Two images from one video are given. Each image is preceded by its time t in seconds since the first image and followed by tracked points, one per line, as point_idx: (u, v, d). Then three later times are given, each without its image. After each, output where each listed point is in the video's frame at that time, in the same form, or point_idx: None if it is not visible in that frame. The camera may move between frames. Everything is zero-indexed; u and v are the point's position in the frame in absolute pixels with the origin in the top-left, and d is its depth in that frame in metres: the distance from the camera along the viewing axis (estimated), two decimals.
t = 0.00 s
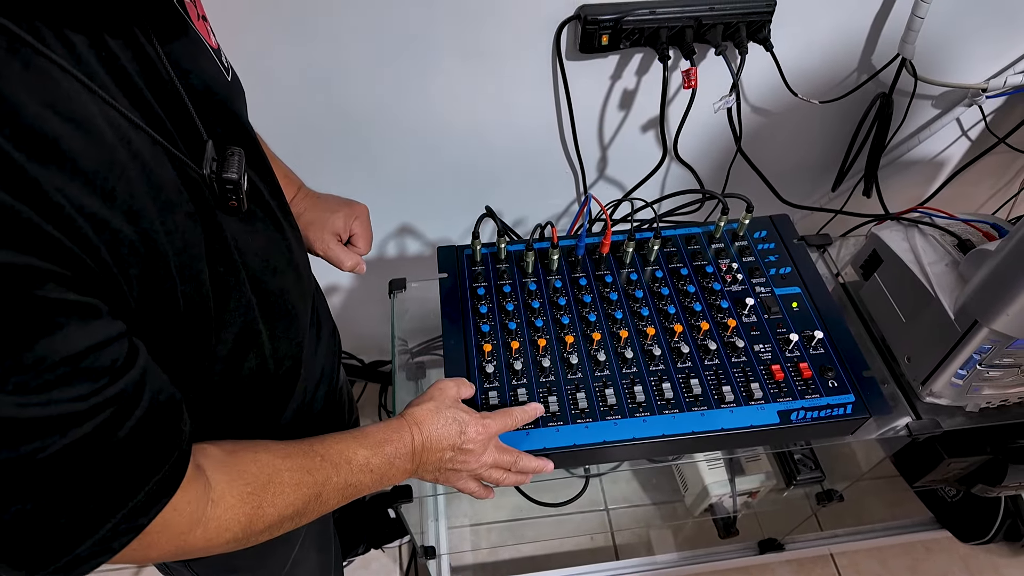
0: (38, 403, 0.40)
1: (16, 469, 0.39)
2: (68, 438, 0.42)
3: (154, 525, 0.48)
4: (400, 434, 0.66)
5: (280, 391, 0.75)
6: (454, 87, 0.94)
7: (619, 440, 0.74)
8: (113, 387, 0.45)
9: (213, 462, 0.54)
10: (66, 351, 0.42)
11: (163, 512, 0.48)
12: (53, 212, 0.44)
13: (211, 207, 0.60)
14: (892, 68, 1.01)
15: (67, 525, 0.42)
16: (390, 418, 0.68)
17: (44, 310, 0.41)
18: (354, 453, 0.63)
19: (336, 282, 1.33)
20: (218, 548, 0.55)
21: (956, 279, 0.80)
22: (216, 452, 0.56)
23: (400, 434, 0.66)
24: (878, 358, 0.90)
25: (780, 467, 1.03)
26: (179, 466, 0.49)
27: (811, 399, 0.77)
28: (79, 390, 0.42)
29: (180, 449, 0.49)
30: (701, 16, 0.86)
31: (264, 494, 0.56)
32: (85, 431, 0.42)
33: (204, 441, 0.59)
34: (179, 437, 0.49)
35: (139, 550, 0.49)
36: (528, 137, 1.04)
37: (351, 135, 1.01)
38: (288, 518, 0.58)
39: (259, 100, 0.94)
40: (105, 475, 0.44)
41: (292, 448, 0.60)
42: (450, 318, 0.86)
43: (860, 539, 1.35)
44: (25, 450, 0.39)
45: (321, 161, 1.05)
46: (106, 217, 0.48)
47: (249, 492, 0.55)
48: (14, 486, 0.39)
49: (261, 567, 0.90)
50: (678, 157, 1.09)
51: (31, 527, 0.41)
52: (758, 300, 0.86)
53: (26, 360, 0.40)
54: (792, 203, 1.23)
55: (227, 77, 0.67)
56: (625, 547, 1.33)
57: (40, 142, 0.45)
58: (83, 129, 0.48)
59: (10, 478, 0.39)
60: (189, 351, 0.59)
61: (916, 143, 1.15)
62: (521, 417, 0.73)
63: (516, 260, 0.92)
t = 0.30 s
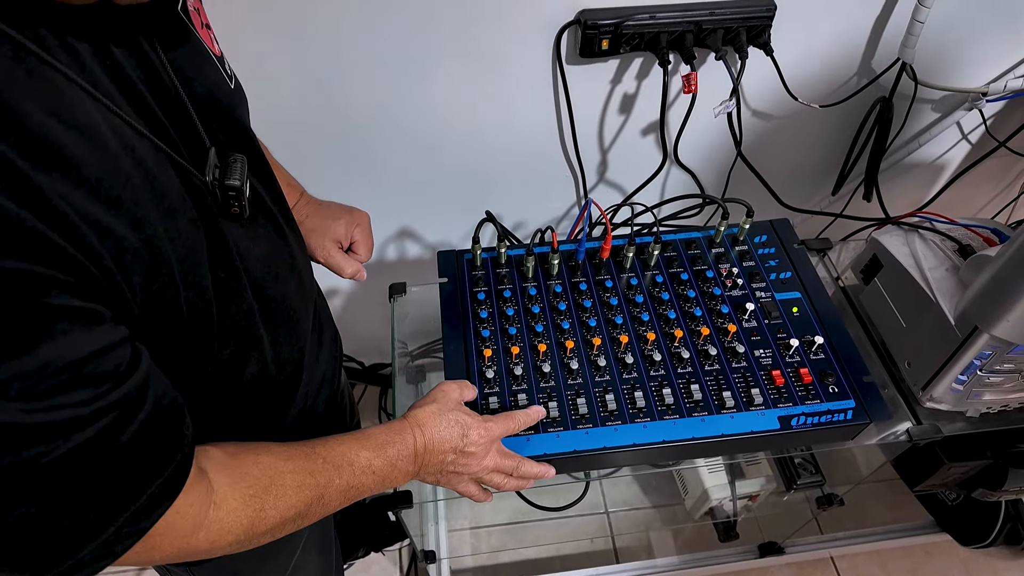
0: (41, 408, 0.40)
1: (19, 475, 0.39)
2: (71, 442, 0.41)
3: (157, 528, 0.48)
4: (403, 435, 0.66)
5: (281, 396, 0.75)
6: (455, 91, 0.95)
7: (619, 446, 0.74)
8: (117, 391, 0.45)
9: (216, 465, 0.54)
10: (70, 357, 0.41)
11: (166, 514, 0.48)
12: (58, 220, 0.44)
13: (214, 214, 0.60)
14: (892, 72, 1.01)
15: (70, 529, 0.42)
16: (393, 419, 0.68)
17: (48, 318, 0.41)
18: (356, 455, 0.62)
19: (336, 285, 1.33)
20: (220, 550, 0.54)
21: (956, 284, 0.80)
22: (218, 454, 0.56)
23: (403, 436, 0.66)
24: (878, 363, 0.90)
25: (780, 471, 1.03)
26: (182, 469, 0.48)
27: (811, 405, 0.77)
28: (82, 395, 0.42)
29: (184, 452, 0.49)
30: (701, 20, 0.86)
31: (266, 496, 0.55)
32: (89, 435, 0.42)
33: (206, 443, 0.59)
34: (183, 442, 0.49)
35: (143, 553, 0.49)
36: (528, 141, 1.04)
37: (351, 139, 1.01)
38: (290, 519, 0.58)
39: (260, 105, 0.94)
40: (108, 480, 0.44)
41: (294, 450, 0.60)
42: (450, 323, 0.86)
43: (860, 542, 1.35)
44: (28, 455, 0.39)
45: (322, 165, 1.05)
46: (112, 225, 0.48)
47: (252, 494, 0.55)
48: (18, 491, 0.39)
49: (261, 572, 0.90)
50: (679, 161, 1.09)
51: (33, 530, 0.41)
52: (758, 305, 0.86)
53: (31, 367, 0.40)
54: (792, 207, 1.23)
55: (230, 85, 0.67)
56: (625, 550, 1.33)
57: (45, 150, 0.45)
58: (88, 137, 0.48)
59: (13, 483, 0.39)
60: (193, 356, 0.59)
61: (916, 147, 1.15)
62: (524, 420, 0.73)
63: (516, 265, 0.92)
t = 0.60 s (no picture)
0: (41, 412, 0.40)
1: (19, 478, 0.39)
2: (71, 444, 0.41)
3: (157, 531, 0.47)
4: (403, 437, 0.66)
5: (281, 399, 0.74)
6: (456, 93, 0.94)
7: (620, 450, 0.74)
8: (116, 394, 0.44)
9: (216, 467, 0.54)
10: (70, 359, 0.41)
11: (167, 515, 0.48)
12: (58, 223, 0.44)
13: (214, 217, 0.60)
14: (893, 74, 1.00)
15: (70, 533, 0.42)
16: (392, 421, 0.68)
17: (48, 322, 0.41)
18: (357, 457, 0.62)
19: (336, 287, 1.33)
20: (221, 553, 0.54)
21: (958, 288, 0.80)
22: (218, 457, 0.55)
23: (403, 437, 0.66)
24: (879, 366, 0.89)
25: (780, 475, 1.02)
26: (182, 471, 0.48)
27: (813, 409, 0.77)
28: (82, 398, 0.42)
29: (183, 454, 0.49)
30: (702, 23, 0.86)
31: (266, 498, 0.55)
32: (88, 438, 0.42)
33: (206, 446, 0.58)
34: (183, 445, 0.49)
35: (142, 556, 0.49)
36: (529, 143, 1.04)
37: (351, 141, 1.01)
38: (290, 522, 0.57)
39: (260, 106, 0.94)
40: (108, 484, 0.43)
41: (294, 452, 0.60)
42: (450, 326, 0.86)
43: (860, 545, 1.35)
44: (28, 458, 0.39)
45: (322, 166, 1.05)
46: (114, 228, 0.48)
47: (252, 497, 0.54)
48: (18, 495, 0.39)
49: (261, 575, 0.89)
50: (679, 163, 1.08)
51: (34, 535, 0.40)
52: (759, 308, 0.86)
53: (32, 370, 0.39)
54: (792, 209, 1.23)
55: (230, 89, 0.67)
56: (626, 553, 1.33)
57: (46, 152, 0.44)
58: (88, 140, 0.48)
59: (14, 486, 0.39)
60: (193, 359, 0.59)
61: (918, 150, 1.15)
62: (522, 419, 0.73)
63: (516, 267, 0.91)
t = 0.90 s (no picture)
0: (37, 419, 0.40)
1: (17, 485, 0.39)
2: (68, 451, 0.41)
3: (156, 537, 0.47)
4: (404, 442, 0.66)
5: (281, 403, 0.74)
6: (456, 95, 0.94)
7: (621, 455, 0.74)
8: (114, 400, 0.44)
9: (216, 473, 0.54)
10: (70, 364, 0.41)
11: (165, 523, 0.47)
12: (56, 228, 0.44)
13: (214, 222, 0.59)
14: (895, 76, 1.00)
15: (67, 541, 0.42)
16: (394, 426, 0.67)
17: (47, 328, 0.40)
18: (357, 462, 0.62)
19: (337, 288, 1.33)
20: (220, 559, 0.54)
21: (961, 291, 0.79)
22: (219, 462, 0.55)
23: (404, 442, 0.66)
24: (881, 369, 0.89)
25: (781, 478, 1.02)
26: (180, 478, 0.48)
27: (815, 412, 0.76)
28: (79, 404, 0.42)
29: (181, 461, 0.49)
30: (703, 24, 0.85)
31: (266, 504, 0.55)
32: (86, 445, 0.42)
33: (206, 451, 0.58)
34: (182, 453, 0.49)
35: (141, 563, 0.49)
36: (529, 145, 1.04)
37: (351, 144, 1.01)
38: (290, 528, 0.57)
39: (261, 108, 0.93)
40: (105, 492, 0.43)
41: (295, 457, 0.59)
42: (450, 329, 0.86)
43: (861, 548, 1.34)
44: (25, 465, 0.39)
45: (323, 168, 1.05)
46: (113, 233, 0.48)
47: (252, 502, 0.54)
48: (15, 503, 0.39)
49: None
50: (680, 166, 1.08)
51: (31, 543, 0.40)
52: (761, 311, 0.86)
53: (30, 375, 0.39)
54: (793, 211, 1.23)
55: (232, 92, 0.66)
56: (626, 555, 1.32)
57: (45, 157, 0.44)
58: (87, 144, 0.47)
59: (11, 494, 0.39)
60: (193, 363, 0.58)
61: (919, 151, 1.15)
62: (524, 423, 0.72)
63: (517, 270, 0.91)
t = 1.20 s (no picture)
0: (32, 426, 0.39)
1: (13, 493, 0.38)
2: (63, 459, 0.41)
3: (152, 547, 0.47)
4: (406, 452, 0.65)
5: (280, 407, 0.74)
6: (456, 97, 0.94)
7: (622, 459, 0.73)
8: (111, 407, 0.44)
9: (213, 482, 0.54)
10: (66, 370, 0.41)
11: (163, 531, 0.47)
12: (51, 233, 0.43)
13: (211, 227, 0.59)
14: (897, 79, 1.00)
15: (65, 549, 0.41)
16: (396, 435, 0.67)
17: (42, 334, 0.40)
18: (358, 473, 0.61)
19: (336, 290, 1.32)
20: (217, 569, 0.53)
21: (963, 294, 0.79)
22: (216, 471, 0.55)
23: (406, 452, 0.65)
24: (883, 373, 0.89)
25: (782, 481, 1.02)
26: (178, 485, 0.48)
27: (817, 416, 0.76)
28: (74, 411, 0.42)
29: (178, 468, 0.48)
30: (705, 26, 0.85)
31: (265, 515, 0.55)
32: (82, 452, 0.42)
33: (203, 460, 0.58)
34: (179, 460, 0.48)
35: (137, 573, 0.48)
36: (530, 147, 1.04)
37: (351, 145, 1.00)
38: (289, 539, 0.57)
39: (260, 109, 0.93)
40: (102, 500, 0.43)
41: (294, 467, 0.59)
42: (450, 331, 0.85)
43: (862, 551, 1.34)
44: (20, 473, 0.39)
45: (322, 171, 1.05)
46: (110, 239, 0.47)
47: (249, 513, 0.54)
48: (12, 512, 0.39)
49: None
50: (681, 168, 1.08)
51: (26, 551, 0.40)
52: (763, 314, 0.86)
53: (26, 382, 0.39)
54: (794, 213, 1.22)
55: (230, 96, 0.66)
56: (626, 557, 1.32)
57: (40, 161, 0.44)
58: (84, 149, 0.47)
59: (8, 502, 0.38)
60: (191, 369, 0.58)
61: (921, 153, 1.14)
62: (527, 434, 0.71)
63: (517, 273, 0.91)
